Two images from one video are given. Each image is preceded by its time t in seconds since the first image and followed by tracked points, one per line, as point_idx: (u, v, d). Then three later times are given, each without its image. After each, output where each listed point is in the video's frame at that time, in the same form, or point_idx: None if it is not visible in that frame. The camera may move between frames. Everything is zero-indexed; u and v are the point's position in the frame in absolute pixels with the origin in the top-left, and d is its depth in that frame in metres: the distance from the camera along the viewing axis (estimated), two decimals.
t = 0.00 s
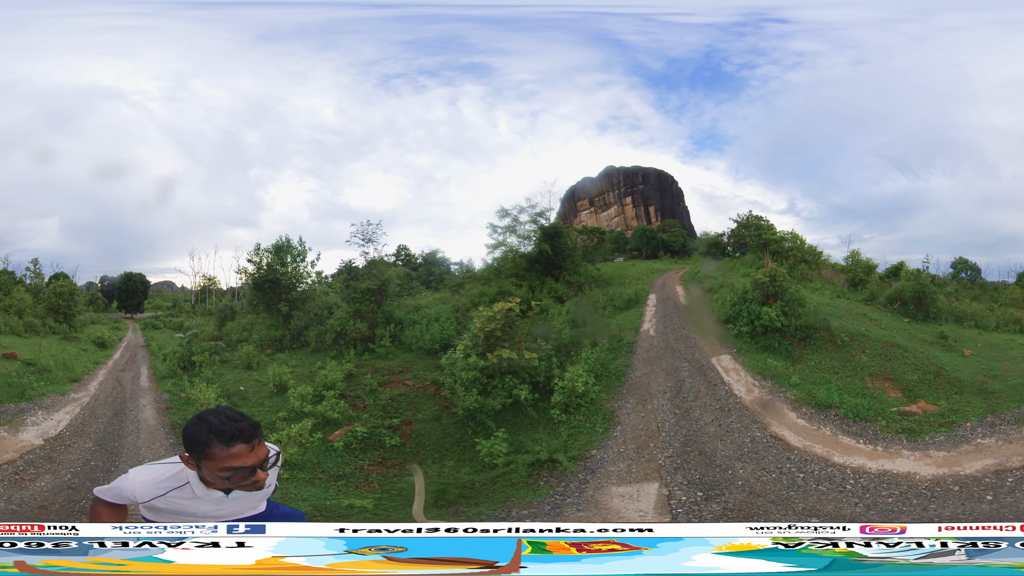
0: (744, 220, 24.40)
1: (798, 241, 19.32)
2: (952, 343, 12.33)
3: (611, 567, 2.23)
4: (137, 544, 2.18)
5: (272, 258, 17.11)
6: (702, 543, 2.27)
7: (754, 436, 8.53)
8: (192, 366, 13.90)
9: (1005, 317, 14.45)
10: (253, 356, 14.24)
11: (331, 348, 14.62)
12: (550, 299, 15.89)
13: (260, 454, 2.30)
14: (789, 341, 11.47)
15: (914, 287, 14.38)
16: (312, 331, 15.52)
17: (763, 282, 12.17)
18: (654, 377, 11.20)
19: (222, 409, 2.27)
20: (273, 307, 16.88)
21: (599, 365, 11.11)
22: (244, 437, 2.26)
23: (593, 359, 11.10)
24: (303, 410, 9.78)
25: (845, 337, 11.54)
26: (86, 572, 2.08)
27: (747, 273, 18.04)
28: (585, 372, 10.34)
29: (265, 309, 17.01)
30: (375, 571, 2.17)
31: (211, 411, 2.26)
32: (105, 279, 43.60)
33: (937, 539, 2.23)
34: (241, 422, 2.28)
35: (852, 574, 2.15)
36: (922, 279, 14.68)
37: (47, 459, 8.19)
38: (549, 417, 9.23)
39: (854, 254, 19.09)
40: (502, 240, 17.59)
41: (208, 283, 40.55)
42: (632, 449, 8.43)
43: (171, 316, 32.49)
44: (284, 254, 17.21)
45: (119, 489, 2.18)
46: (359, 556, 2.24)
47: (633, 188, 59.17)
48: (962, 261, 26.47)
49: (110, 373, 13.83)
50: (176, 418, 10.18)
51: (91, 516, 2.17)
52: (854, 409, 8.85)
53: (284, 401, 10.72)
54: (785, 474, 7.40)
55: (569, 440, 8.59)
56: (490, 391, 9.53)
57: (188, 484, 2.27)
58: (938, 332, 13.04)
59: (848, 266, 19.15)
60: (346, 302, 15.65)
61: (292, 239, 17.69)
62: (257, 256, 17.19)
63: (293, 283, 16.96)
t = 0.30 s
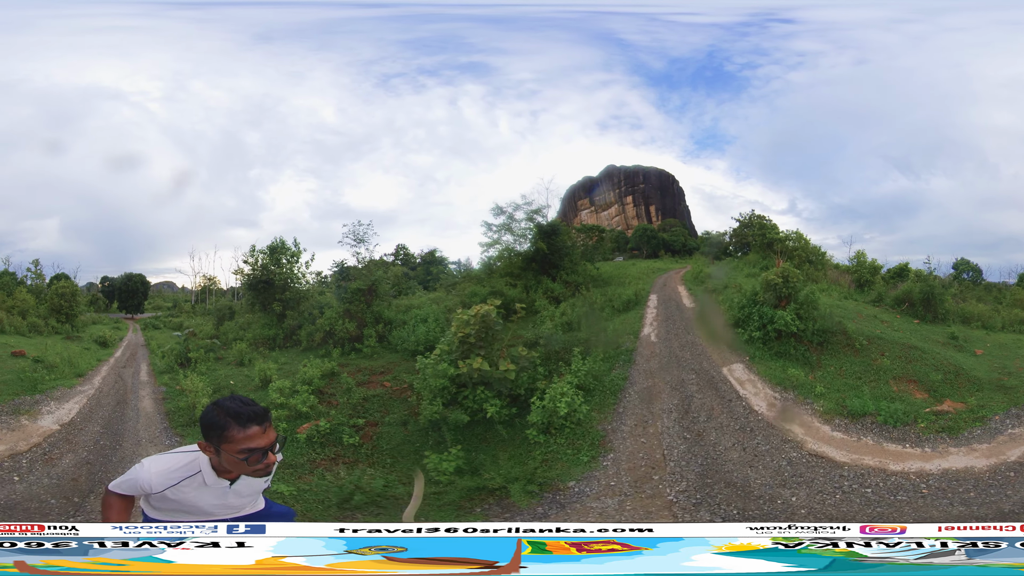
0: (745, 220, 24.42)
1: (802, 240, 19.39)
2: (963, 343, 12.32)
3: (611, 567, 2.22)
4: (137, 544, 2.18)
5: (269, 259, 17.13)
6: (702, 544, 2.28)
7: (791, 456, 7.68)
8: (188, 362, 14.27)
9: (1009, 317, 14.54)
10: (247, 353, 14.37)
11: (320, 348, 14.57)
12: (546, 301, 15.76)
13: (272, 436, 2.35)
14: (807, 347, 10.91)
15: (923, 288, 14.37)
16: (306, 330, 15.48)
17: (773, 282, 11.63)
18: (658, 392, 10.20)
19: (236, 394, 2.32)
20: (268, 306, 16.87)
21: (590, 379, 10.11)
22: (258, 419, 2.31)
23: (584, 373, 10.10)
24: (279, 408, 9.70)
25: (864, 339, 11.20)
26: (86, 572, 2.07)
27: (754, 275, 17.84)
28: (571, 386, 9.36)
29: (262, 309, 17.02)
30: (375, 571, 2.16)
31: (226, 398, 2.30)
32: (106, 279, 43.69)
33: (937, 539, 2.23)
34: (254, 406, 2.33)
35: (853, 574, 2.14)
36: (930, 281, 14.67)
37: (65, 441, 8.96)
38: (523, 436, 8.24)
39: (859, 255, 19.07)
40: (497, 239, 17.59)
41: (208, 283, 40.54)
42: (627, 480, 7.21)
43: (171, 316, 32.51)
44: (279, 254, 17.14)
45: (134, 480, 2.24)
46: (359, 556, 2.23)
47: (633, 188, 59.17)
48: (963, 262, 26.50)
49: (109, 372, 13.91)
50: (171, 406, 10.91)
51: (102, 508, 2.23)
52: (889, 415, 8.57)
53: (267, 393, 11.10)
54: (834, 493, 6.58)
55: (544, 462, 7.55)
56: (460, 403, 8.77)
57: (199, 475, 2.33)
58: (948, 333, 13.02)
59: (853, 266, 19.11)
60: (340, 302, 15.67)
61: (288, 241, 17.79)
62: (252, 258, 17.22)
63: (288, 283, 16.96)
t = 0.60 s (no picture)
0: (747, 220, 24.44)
1: (805, 241, 19.47)
2: (973, 345, 12.35)
3: (611, 567, 2.22)
4: (137, 544, 2.18)
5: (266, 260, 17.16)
6: (702, 544, 2.28)
7: (836, 475, 7.04)
8: (187, 361, 14.35)
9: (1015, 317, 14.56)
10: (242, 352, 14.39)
11: (312, 349, 14.59)
12: (541, 304, 15.75)
13: (263, 443, 2.33)
14: (823, 355, 10.40)
15: (930, 290, 14.37)
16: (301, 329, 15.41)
17: (784, 286, 11.13)
18: (661, 412, 9.34)
19: (228, 400, 2.29)
20: (264, 307, 16.84)
21: (578, 399, 9.36)
22: (248, 426, 2.28)
23: (570, 392, 9.32)
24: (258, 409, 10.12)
25: (879, 345, 10.91)
26: (86, 572, 2.07)
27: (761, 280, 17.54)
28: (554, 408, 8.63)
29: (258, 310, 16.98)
30: (375, 571, 2.16)
31: (218, 402, 2.29)
32: (108, 279, 43.90)
33: (937, 539, 2.23)
34: (245, 412, 2.30)
35: (852, 574, 2.14)
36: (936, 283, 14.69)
37: (75, 433, 9.12)
38: (489, 456, 7.51)
39: (864, 257, 19.06)
40: (492, 239, 17.61)
41: (209, 282, 40.61)
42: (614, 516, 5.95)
43: (171, 315, 32.56)
44: (276, 256, 17.19)
45: (132, 481, 2.21)
46: (359, 556, 2.23)
47: (634, 187, 59.20)
48: (964, 263, 26.48)
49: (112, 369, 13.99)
50: (170, 403, 10.96)
51: (93, 511, 2.17)
52: (919, 419, 8.33)
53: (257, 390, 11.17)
54: (902, 509, 5.96)
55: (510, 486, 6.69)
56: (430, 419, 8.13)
57: (195, 473, 2.33)
58: (957, 334, 13.04)
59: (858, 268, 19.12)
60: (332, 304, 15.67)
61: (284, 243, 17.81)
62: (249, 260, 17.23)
63: (284, 284, 16.89)
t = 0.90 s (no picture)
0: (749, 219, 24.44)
1: (809, 242, 19.52)
2: (984, 345, 12.38)
3: (611, 567, 2.22)
4: (137, 544, 2.18)
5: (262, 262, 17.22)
6: (702, 544, 2.27)
7: (896, 488, 6.81)
8: (186, 358, 14.41)
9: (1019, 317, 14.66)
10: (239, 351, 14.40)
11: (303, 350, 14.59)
12: (535, 307, 15.72)
13: (248, 456, 2.31)
14: (841, 363, 10.29)
15: (938, 291, 14.42)
16: (294, 331, 15.36)
17: (797, 291, 11.09)
18: (661, 436, 8.56)
19: (212, 410, 2.29)
20: (261, 308, 16.85)
21: (561, 420, 8.67)
22: (230, 438, 2.27)
23: (552, 411, 8.66)
24: (244, 402, 10.52)
25: (896, 349, 10.88)
26: (86, 572, 2.07)
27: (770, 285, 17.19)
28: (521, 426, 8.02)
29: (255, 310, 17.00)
30: (375, 571, 2.16)
31: (202, 411, 2.29)
32: (109, 279, 44.04)
33: (937, 539, 2.23)
34: (229, 423, 2.29)
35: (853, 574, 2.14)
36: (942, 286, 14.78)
37: (76, 433, 9.21)
38: (443, 469, 7.14)
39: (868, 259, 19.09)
40: (487, 240, 17.60)
41: (209, 282, 40.65)
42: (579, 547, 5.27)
43: (172, 315, 32.64)
44: (273, 258, 17.24)
45: (111, 486, 2.29)
46: (359, 556, 2.24)
47: (635, 187, 59.19)
48: (965, 262, 26.43)
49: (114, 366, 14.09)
50: (172, 403, 11.04)
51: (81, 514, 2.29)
52: (950, 420, 8.45)
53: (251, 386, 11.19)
54: (989, 506, 5.98)
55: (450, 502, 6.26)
56: (396, 424, 8.21)
57: (176, 482, 2.37)
58: (966, 335, 13.06)
59: (862, 268, 19.11)
60: (326, 305, 15.69)
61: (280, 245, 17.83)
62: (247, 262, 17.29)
63: (281, 284, 16.87)
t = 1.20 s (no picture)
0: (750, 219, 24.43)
1: (813, 241, 19.59)
2: (993, 344, 12.41)
3: (611, 567, 2.23)
4: (137, 544, 2.18)
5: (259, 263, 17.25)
6: (702, 543, 2.28)
7: (970, 488, 6.71)
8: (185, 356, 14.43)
9: None
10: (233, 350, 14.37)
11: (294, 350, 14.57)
12: (526, 310, 15.70)
13: (245, 448, 2.32)
14: (863, 368, 10.05)
15: (947, 293, 14.41)
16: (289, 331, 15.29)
17: (814, 294, 10.77)
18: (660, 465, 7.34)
19: (215, 402, 2.30)
20: (257, 308, 16.79)
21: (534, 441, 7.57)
22: (231, 429, 2.28)
23: (521, 432, 7.59)
24: (229, 396, 10.53)
25: (915, 352, 10.86)
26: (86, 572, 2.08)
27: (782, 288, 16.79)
28: (474, 444, 7.12)
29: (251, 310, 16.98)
30: (375, 571, 2.16)
31: (205, 403, 2.30)
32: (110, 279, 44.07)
33: (937, 539, 2.23)
34: (231, 415, 2.30)
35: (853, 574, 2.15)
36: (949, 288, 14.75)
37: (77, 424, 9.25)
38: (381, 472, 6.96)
39: (875, 258, 19.02)
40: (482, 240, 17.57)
41: (210, 282, 40.62)
42: None
43: (172, 316, 32.64)
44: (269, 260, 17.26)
45: (113, 481, 2.28)
46: (359, 556, 2.24)
47: (636, 186, 59.13)
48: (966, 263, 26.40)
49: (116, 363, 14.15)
50: (170, 394, 11.05)
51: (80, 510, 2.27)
52: (984, 416, 8.49)
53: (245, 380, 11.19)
54: None
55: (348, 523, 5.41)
56: (358, 424, 8.08)
57: (180, 475, 2.36)
58: (976, 335, 13.07)
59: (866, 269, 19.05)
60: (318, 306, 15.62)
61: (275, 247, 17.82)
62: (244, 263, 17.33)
63: (276, 286, 16.84)
